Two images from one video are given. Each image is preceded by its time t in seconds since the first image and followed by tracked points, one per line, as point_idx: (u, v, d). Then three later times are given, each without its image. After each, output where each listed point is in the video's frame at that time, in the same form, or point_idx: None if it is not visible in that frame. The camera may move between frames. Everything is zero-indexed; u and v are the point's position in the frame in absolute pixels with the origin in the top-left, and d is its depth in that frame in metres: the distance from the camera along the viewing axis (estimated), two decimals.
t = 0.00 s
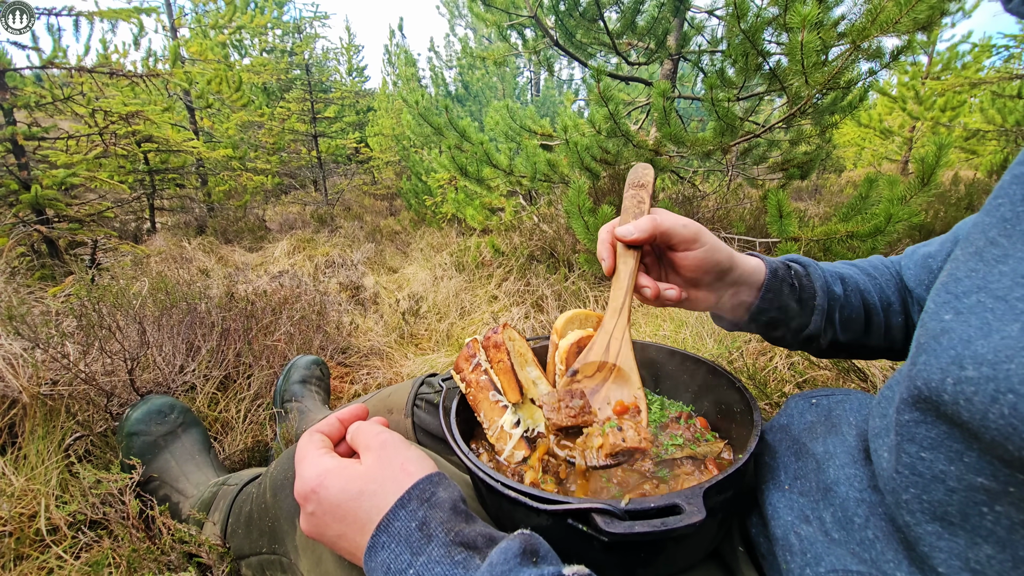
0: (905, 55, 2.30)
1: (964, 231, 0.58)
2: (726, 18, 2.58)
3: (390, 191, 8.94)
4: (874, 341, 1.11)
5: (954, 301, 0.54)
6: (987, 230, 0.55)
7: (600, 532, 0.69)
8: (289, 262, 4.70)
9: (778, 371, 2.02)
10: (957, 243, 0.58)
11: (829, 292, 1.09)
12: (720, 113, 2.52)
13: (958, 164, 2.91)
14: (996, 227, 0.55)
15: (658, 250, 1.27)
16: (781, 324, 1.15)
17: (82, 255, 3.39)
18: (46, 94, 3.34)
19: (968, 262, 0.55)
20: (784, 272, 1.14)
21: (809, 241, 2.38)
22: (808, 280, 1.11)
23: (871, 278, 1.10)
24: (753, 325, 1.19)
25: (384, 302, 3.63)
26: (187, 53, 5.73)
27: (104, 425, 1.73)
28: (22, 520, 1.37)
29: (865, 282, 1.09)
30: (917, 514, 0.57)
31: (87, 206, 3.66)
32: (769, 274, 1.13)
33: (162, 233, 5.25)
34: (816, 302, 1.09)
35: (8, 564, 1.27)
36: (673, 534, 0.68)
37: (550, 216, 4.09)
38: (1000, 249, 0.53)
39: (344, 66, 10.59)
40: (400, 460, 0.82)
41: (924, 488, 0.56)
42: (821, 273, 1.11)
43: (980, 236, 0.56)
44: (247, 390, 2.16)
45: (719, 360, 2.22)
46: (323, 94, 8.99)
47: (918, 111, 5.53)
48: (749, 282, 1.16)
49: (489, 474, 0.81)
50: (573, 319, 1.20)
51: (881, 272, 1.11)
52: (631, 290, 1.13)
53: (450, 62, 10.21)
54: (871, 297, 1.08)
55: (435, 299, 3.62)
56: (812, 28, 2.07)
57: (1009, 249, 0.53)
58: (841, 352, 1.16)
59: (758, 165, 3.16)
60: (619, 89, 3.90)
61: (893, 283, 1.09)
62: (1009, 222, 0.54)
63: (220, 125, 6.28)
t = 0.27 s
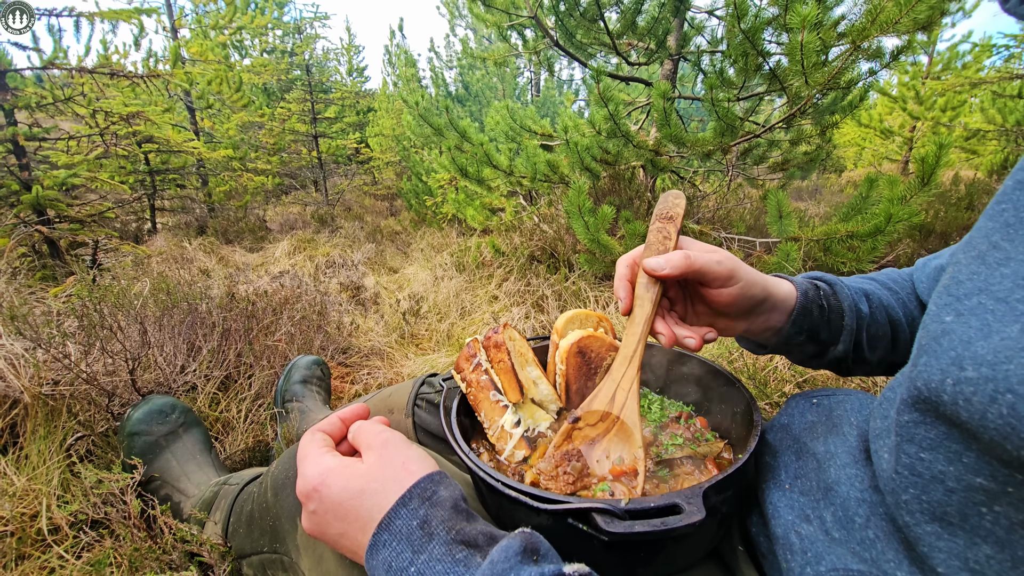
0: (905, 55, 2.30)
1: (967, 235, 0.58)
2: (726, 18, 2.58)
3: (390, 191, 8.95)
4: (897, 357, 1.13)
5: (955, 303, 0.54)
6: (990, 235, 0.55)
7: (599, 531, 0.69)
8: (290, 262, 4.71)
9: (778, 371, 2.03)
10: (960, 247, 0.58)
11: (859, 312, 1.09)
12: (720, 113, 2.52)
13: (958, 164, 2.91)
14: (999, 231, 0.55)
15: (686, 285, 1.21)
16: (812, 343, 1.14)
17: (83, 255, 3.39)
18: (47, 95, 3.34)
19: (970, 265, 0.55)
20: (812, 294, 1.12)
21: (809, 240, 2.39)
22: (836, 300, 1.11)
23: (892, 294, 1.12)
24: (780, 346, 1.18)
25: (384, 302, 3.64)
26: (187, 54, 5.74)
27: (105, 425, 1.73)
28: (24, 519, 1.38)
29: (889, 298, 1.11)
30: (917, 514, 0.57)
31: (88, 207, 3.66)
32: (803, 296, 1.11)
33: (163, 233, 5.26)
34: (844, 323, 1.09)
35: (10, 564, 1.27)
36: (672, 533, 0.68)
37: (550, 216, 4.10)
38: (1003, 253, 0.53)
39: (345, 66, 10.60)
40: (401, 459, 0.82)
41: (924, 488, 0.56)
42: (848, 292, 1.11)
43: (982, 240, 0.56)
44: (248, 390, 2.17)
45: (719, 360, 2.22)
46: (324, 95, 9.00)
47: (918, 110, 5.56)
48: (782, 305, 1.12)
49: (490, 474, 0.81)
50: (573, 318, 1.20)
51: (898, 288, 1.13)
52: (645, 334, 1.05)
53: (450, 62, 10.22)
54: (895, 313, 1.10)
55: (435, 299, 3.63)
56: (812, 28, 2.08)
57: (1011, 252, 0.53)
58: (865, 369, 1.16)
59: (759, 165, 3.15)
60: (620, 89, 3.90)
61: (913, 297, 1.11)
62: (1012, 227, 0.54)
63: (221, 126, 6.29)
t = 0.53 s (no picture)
0: (905, 55, 2.30)
1: (969, 236, 0.58)
2: (726, 18, 2.58)
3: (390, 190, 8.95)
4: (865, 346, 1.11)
5: (957, 305, 0.54)
6: (992, 236, 0.55)
7: (599, 530, 0.69)
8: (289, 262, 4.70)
9: (777, 370, 2.02)
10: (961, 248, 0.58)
11: (827, 292, 1.09)
12: (720, 113, 2.52)
13: (957, 163, 2.92)
14: (1001, 233, 0.55)
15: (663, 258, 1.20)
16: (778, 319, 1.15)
17: (82, 254, 3.39)
18: (47, 94, 3.34)
19: (972, 267, 0.55)
20: (784, 270, 1.13)
21: (808, 240, 2.39)
22: (807, 278, 1.11)
23: (869, 280, 1.10)
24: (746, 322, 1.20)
25: (384, 302, 3.63)
26: (187, 53, 5.73)
27: (104, 424, 1.73)
28: (23, 519, 1.38)
29: (863, 282, 1.09)
30: (918, 514, 0.57)
31: (88, 206, 3.66)
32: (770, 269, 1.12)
33: (162, 233, 5.25)
34: (811, 302, 1.09)
35: (9, 563, 1.27)
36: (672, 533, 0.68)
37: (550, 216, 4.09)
38: (1005, 255, 0.53)
39: (345, 66, 10.60)
40: (402, 458, 0.82)
41: (925, 488, 0.56)
42: (821, 271, 1.11)
43: (984, 241, 0.56)
44: (248, 390, 2.17)
45: (719, 360, 2.22)
46: (324, 94, 8.99)
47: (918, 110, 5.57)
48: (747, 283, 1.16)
49: (490, 473, 0.81)
50: (573, 318, 1.20)
51: (880, 275, 1.10)
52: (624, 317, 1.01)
53: (450, 61, 10.21)
54: (868, 298, 1.08)
55: (435, 299, 3.62)
56: (812, 27, 2.08)
57: (1013, 254, 0.53)
58: (832, 354, 1.15)
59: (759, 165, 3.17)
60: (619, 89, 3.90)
61: (888, 285, 1.08)
62: (1013, 228, 0.54)
63: (220, 125, 6.28)
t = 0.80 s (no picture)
0: (905, 55, 2.30)
1: (963, 232, 0.58)
2: (726, 18, 2.58)
3: (390, 190, 8.96)
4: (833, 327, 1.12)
5: (955, 301, 0.54)
6: (986, 231, 0.56)
7: (599, 531, 0.69)
8: (290, 261, 4.70)
9: (777, 370, 2.02)
10: (955, 243, 0.58)
11: (803, 268, 1.10)
12: (720, 113, 2.52)
13: (957, 163, 2.91)
14: (996, 228, 0.55)
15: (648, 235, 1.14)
16: (750, 291, 1.16)
17: (82, 254, 3.38)
18: (47, 94, 3.34)
19: (968, 263, 0.55)
20: (768, 242, 1.14)
21: (808, 240, 2.38)
22: (788, 253, 1.12)
23: (848, 263, 1.10)
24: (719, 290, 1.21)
25: (384, 302, 3.63)
26: (187, 53, 5.73)
27: (104, 424, 1.73)
28: (23, 519, 1.37)
29: (842, 265, 1.10)
30: (918, 513, 0.57)
31: (88, 206, 3.65)
32: (752, 238, 1.12)
33: (162, 232, 5.26)
34: (788, 275, 1.11)
35: (9, 563, 1.27)
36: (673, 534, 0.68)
37: (550, 216, 4.09)
38: (1001, 250, 0.53)
39: (345, 66, 10.59)
40: (401, 460, 0.82)
41: (926, 486, 0.55)
42: (801, 248, 1.12)
43: (979, 236, 0.56)
44: (247, 389, 2.17)
45: (719, 360, 2.22)
46: (324, 94, 8.99)
47: (919, 109, 5.60)
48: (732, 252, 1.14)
49: (490, 474, 0.81)
50: (572, 318, 1.20)
51: (860, 260, 1.11)
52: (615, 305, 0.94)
53: (450, 61, 10.22)
54: (843, 280, 1.09)
55: (435, 299, 3.62)
56: (812, 27, 2.07)
57: (1009, 250, 0.53)
58: (802, 333, 1.17)
59: (759, 165, 3.17)
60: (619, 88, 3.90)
61: (867, 271, 1.09)
62: (1008, 223, 0.54)
63: (221, 125, 6.28)
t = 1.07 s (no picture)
0: (906, 55, 2.31)
1: (964, 228, 0.58)
2: (726, 18, 2.58)
3: (390, 190, 8.96)
4: (835, 322, 1.12)
5: (955, 297, 0.54)
6: (987, 227, 0.56)
7: (600, 530, 0.69)
8: (290, 261, 4.70)
9: (778, 371, 2.02)
10: (956, 239, 0.59)
11: (804, 263, 1.10)
12: (720, 112, 2.52)
13: (958, 163, 2.91)
14: (996, 225, 0.55)
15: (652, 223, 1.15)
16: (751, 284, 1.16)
17: (83, 254, 3.39)
18: (47, 94, 3.34)
19: (969, 259, 0.56)
20: (767, 236, 1.14)
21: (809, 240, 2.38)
22: (788, 247, 1.12)
23: (849, 259, 1.11)
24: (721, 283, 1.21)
25: (385, 302, 3.63)
26: (187, 53, 5.73)
27: (105, 424, 1.73)
28: (24, 518, 1.38)
29: (843, 261, 1.10)
30: (919, 508, 0.56)
31: (89, 206, 3.65)
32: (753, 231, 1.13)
33: (163, 232, 5.26)
34: (789, 270, 1.11)
35: (9, 563, 1.27)
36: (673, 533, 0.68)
37: (550, 216, 4.09)
38: (1001, 246, 0.54)
39: (345, 66, 10.60)
40: (402, 458, 0.82)
41: (926, 482, 0.55)
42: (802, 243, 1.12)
43: (980, 232, 0.56)
44: (248, 389, 2.17)
45: (720, 360, 2.21)
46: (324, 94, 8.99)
47: (919, 109, 5.60)
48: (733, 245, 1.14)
49: (491, 473, 0.81)
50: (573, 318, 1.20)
51: (861, 257, 1.11)
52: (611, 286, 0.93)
53: (450, 61, 10.22)
54: (844, 276, 1.09)
55: (435, 299, 3.62)
56: (812, 27, 2.07)
57: (1008, 246, 0.53)
58: (803, 328, 1.17)
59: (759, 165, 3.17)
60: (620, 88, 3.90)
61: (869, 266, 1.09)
62: (1007, 219, 0.54)
63: (221, 125, 6.28)
